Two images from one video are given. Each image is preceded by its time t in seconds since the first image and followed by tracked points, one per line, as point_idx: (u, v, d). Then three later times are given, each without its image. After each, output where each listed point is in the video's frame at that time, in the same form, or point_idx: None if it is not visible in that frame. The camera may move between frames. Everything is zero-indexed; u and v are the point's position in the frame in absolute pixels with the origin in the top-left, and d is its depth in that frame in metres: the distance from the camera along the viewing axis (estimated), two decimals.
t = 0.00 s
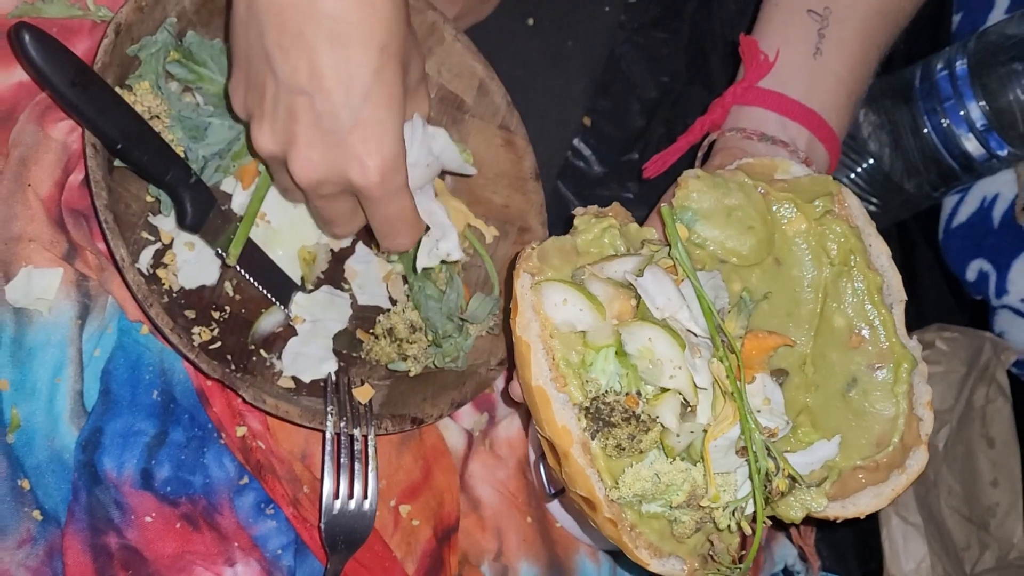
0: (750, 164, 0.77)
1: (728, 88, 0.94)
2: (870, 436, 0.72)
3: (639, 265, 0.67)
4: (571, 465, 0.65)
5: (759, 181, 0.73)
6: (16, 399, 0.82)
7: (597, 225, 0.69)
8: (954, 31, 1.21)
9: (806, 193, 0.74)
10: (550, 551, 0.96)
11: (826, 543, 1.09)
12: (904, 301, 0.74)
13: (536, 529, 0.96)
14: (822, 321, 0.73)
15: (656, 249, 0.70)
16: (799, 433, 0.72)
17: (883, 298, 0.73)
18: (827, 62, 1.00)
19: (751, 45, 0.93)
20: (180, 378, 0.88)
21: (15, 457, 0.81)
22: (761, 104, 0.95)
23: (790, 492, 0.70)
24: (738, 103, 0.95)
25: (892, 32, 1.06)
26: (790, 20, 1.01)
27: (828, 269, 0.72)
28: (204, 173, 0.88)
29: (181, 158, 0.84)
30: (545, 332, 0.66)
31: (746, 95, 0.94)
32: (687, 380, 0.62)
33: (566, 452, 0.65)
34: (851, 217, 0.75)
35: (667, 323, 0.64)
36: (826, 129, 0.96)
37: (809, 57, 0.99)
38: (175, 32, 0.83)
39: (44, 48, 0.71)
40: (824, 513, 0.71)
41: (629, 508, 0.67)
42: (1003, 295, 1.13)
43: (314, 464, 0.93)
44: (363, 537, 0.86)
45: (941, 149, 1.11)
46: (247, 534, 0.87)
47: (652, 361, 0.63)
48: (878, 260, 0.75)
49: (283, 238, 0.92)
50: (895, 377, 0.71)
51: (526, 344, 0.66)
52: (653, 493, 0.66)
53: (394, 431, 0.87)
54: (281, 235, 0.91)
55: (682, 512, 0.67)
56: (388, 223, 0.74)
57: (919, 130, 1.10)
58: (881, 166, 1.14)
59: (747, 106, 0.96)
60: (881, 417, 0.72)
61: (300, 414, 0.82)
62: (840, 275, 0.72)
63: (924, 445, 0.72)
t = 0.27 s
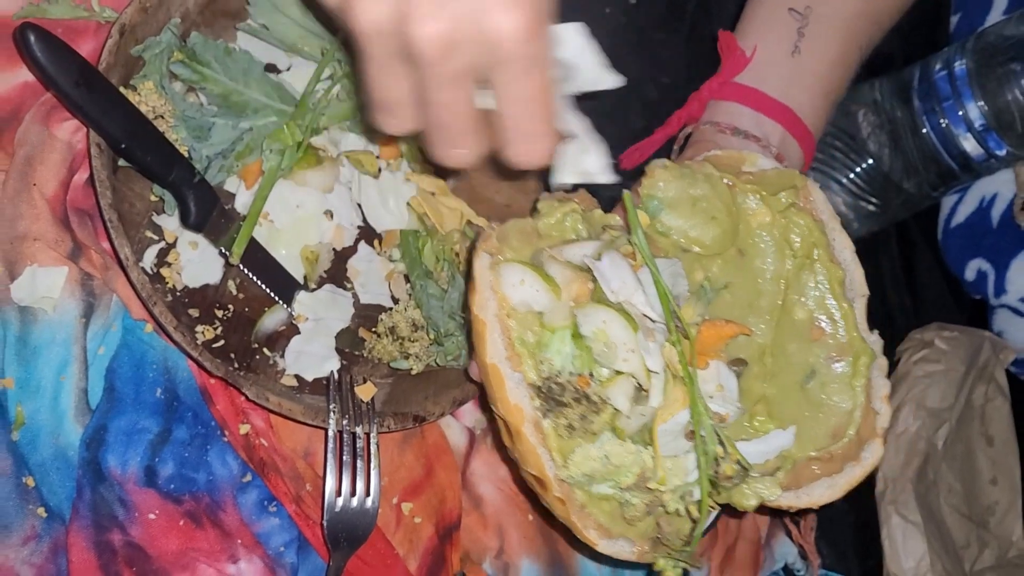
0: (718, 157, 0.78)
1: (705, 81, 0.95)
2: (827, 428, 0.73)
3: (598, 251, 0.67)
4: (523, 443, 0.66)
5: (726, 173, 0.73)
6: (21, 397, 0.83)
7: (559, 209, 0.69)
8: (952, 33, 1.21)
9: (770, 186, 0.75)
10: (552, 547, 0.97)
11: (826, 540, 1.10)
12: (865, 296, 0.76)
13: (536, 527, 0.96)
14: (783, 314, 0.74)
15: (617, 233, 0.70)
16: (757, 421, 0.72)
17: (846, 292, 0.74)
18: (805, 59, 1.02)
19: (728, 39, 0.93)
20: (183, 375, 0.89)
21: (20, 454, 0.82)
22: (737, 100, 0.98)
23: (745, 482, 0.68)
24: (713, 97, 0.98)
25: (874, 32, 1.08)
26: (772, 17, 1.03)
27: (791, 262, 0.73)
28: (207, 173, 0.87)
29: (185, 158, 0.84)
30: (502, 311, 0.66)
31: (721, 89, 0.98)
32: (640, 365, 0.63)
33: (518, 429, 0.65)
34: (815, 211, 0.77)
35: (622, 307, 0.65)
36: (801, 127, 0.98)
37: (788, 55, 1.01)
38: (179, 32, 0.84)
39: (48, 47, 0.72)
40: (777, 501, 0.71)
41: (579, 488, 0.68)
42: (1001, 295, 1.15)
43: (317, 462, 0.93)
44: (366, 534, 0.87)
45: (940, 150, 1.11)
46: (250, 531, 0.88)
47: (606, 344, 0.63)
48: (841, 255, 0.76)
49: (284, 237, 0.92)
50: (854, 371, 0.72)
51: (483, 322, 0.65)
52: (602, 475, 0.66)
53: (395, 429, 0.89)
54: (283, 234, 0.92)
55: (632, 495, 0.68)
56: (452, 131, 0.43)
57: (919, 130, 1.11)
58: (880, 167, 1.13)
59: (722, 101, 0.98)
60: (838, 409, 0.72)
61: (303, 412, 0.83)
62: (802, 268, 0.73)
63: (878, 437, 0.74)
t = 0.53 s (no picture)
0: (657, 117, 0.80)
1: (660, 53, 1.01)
2: (726, 385, 0.80)
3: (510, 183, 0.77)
4: (411, 355, 0.71)
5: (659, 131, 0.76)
6: (39, 397, 0.85)
7: (481, 141, 0.80)
8: (938, 44, 1.24)
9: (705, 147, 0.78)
10: (552, 542, 1.00)
11: (817, 536, 1.13)
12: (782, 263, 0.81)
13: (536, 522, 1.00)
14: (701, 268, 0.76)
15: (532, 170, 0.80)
16: (657, 369, 0.79)
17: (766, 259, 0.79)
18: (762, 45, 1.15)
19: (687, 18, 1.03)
20: (196, 376, 0.92)
21: (37, 452, 0.84)
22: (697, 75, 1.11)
23: (639, 428, 0.76)
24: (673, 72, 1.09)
25: (834, 32, 1.18)
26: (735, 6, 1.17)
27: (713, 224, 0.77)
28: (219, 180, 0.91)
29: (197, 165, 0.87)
30: (408, 228, 0.73)
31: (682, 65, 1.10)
32: (535, 292, 0.73)
33: (409, 343, 0.71)
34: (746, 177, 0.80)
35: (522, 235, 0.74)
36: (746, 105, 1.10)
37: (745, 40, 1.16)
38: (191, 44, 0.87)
39: (65, 57, 0.75)
40: (669, 450, 0.78)
41: (463, 406, 0.73)
42: (986, 298, 1.18)
43: (325, 460, 0.96)
44: (372, 529, 0.90)
45: (927, 157, 1.15)
46: (261, 527, 0.91)
47: (505, 269, 0.72)
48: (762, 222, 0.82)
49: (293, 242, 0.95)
50: (760, 332, 0.80)
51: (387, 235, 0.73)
52: (486, 393, 0.73)
53: (401, 427, 0.92)
54: (292, 239, 0.95)
55: (517, 420, 0.75)
56: (760, 263, 0.59)
57: (907, 138, 1.14)
58: (869, 173, 1.16)
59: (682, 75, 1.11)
60: (737, 367, 0.80)
61: (311, 411, 0.86)
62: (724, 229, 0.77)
63: (775, 399, 0.81)
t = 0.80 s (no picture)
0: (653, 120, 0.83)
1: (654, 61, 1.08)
2: (715, 384, 0.82)
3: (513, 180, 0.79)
4: (413, 347, 0.75)
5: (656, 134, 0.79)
6: (52, 397, 0.88)
7: (485, 141, 0.82)
8: (929, 53, 1.28)
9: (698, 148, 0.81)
10: (551, 539, 1.02)
11: (811, 534, 1.15)
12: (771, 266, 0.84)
13: (536, 518, 1.02)
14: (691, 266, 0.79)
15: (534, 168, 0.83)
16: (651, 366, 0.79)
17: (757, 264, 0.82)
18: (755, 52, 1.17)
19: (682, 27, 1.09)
20: (205, 377, 0.94)
21: (50, 451, 0.86)
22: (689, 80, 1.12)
23: (629, 422, 0.78)
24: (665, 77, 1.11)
25: (825, 41, 1.20)
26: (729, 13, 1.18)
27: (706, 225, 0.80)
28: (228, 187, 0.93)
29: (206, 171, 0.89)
30: (412, 224, 0.76)
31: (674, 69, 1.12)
32: (534, 288, 0.74)
33: (411, 335, 0.75)
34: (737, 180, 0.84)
35: (524, 233, 0.75)
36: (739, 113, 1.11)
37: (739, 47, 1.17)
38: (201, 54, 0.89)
39: (77, 67, 0.77)
40: (658, 445, 0.81)
41: (461, 399, 0.76)
42: (975, 301, 1.21)
43: (330, 458, 0.99)
44: (376, 526, 0.92)
45: (916, 163, 1.18)
46: (268, 524, 0.93)
47: (505, 265, 0.72)
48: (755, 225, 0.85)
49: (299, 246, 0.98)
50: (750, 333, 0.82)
51: (392, 231, 0.75)
52: (484, 384, 0.75)
53: (405, 427, 0.94)
54: (299, 244, 0.98)
55: (512, 412, 0.77)
56: (741, 295, 0.62)
57: (897, 146, 1.18)
58: (860, 181, 1.19)
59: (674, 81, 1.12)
60: (728, 367, 0.82)
61: (317, 411, 0.87)
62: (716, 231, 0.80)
63: (763, 398, 0.84)
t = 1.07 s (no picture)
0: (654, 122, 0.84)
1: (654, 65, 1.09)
2: (720, 382, 0.82)
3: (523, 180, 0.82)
4: (424, 341, 0.74)
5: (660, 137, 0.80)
6: (57, 400, 0.88)
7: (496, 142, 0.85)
8: (926, 59, 1.29)
9: (699, 151, 0.83)
10: (552, 540, 1.03)
11: (809, 535, 1.16)
12: (773, 265, 0.84)
13: (537, 519, 1.03)
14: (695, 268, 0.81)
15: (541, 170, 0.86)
16: (655, 364, 0.80)
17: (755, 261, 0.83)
18: (752, 57, 1.16)
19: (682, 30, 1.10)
20: (209, 380, 0.95)
21: (56, 453, 0.87)
22: (685, 84, 1.10)
23: (635, 420, 0.77)
24: (662, 79, 1.11)
25: (821, 46, 1.20)
26: (727, 17, 1.17)
27: (708, 224, 0.81)
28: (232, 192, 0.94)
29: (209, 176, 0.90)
30: (424, 217, 0.76)
31: (670, 72, 1.11)
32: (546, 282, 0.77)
33: (422, 329, 0.74)
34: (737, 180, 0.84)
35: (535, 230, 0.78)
36: (739, 116, 1.10)
37: (736, 51, 1.16)
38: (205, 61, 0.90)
39: (82, 74, 0.79)
40: (663, 443, 0.81)
41: (471, 393, 0.77)
42: (972, 305, 1.22)
43: (333, 460, 0.99)
44: (378, 528, 0.93)
45: (913, 168, 1.19)
46: (271, 525, 0.94)
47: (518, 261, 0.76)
48: (756, 224, 0.84)
49: (303, 250, 1.00)
50: (753, 331, 0.81)
51: (403, 223, 0.75)
52: (495, 379, 0.76)
53: (406, 430, 0.93)
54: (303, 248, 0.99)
55: (522, 407, 0.79)
56: (627, 282, 0.50)
57: (894, 151, 1.18)
58: (858, 185, 1.20)
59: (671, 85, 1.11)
60: (733, 365, 0.81)
61: (320, 414, 0.88)
62: (717, 231, 0.81)
63: (767, 396, 0.83)
